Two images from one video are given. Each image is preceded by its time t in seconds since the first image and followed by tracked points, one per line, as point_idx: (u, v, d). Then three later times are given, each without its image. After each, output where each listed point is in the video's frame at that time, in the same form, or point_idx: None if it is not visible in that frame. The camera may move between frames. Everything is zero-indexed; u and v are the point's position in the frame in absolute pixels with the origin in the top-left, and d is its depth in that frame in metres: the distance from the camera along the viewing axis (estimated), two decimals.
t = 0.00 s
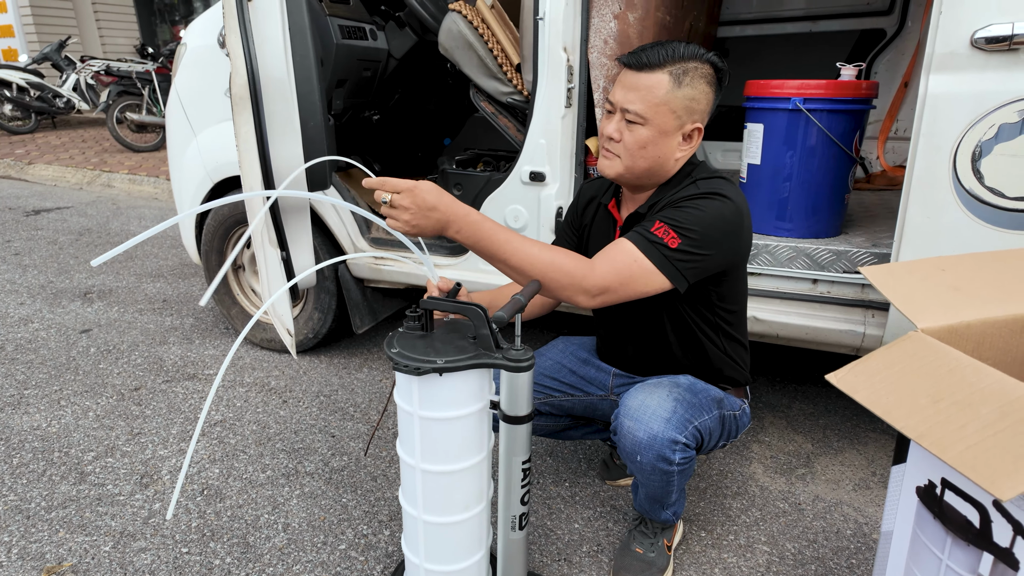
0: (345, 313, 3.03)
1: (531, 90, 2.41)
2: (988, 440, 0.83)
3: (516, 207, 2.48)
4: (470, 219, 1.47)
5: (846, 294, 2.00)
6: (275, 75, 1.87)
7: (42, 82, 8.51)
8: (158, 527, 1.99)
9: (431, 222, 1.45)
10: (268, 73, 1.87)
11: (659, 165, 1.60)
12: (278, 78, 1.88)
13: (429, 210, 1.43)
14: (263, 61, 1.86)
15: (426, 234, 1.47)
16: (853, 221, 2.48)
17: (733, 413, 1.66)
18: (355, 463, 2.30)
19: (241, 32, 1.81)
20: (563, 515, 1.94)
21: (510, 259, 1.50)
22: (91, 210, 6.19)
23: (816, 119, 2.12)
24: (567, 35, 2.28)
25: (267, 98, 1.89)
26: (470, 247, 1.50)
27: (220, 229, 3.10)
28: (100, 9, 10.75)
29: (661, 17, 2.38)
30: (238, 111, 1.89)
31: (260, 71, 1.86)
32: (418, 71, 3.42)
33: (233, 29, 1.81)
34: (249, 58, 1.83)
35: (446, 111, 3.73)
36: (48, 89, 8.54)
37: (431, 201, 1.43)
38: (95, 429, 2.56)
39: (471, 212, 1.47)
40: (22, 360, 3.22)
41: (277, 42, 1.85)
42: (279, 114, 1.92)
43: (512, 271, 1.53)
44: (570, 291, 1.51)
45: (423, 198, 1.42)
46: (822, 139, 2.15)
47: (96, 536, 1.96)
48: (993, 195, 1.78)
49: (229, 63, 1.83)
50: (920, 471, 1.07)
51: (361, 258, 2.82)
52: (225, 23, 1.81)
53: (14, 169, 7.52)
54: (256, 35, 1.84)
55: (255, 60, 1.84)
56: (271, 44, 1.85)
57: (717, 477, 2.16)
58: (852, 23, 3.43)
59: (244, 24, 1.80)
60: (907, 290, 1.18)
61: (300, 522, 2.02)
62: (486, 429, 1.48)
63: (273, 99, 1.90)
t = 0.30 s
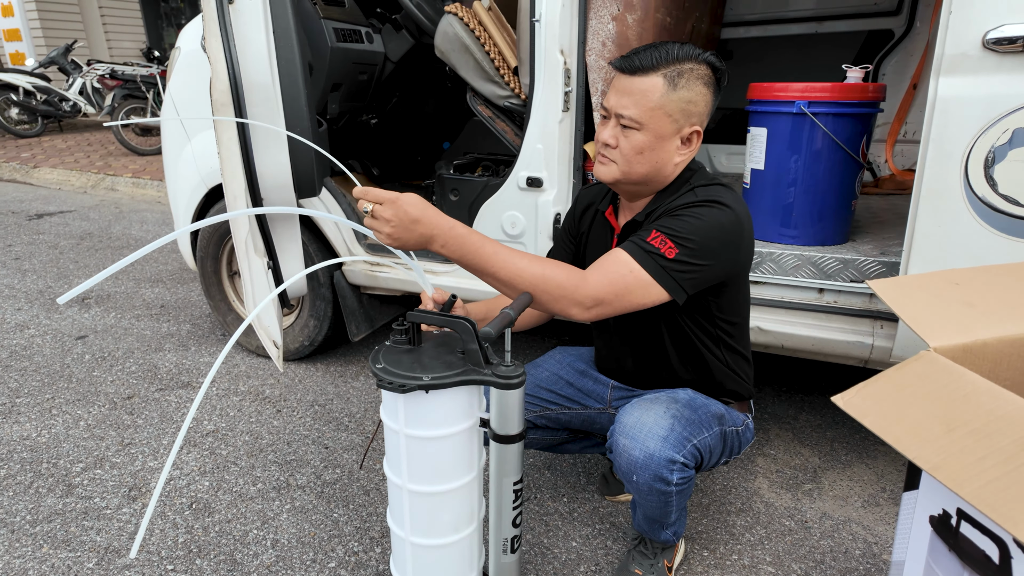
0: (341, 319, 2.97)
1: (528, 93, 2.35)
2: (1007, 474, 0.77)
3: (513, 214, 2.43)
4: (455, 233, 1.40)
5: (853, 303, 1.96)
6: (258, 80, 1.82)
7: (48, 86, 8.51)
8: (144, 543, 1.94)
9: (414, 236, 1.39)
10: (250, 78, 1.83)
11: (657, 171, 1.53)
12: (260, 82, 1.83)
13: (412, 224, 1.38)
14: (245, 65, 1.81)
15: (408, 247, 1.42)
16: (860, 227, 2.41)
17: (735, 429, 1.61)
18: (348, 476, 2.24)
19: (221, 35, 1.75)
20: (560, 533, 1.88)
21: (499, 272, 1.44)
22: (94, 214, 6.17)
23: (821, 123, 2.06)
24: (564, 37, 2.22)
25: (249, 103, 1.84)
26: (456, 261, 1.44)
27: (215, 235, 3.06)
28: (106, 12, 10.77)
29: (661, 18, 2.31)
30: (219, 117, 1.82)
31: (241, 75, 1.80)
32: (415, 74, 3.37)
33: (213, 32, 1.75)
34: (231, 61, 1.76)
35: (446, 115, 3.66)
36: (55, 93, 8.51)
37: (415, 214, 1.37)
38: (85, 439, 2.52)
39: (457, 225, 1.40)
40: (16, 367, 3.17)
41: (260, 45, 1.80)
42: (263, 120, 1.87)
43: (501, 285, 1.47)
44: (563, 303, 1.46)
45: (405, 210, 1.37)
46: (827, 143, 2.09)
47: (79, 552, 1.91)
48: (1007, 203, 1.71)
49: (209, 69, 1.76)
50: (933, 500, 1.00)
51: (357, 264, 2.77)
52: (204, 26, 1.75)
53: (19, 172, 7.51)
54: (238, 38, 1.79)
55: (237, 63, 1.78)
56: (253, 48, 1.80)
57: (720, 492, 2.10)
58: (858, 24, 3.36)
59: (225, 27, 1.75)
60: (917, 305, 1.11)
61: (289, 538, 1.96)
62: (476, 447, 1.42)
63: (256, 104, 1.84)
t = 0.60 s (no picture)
0: (368, 324, 2.89)
1: (569, 91, 2.23)
2: None
3: (549, 216, 2.31)
4: (489, 249, 1.28)
5: (922, 321, 1.86)
6: (285, 69, 1.75)
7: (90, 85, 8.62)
8: (159, 553, 1.86)
9: (446, 253, 1.27)
10: (276, 66, 1.75)
11: (717, 169, 1.44)
12: (287, 72, 1.76)
13: (445, 242, 1.25)
14: (272, 53, 1.74)
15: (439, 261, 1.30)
16: (923, 240, 2.25)
17: (795, 458, 1.51)
18: (371, 489, 2.14)
19: (249, 23, 1.66)
20: (596, 562, 1.76)
21: (535, 288, 1.32)
22: (128, 211, 6.20)
23: (889, 124, 1.93)
24: (609, 31, 2.11)
25: (277, 94, 1.77)
26: (491, 277, 1.32)
27: (243, 234, 2.99)
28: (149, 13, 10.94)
29: (713, 11, 2.17)
30: (243, 107, 1.70)
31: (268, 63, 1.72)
32: (450, 72, 3.28)
33: (239, 18, 1.66)
34: (258, 49, 1.68)
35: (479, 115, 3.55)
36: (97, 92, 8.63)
37: (448, 231, 1.24)
38: (105, 439, 2.45)
39: (490, 240, 1.28)
40: (42, 362, 3.13)
41: (288, 33, 1.73)
42: (290, 111, 1.80)
43: (539, 302, 1.35)
44: (605, 322, 1.33)
45: (439, 227, 1.24)
46: (893, 146, 1.97)
47: (92, 560, 1.84)
48: None
49: (235, 55, 1.65)
50: None
51: (386, 268, 2.67)
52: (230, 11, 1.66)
53: (59, 169, 7.61)
54: (265, 25, 1.71)
55: (264, 51, 1.70)
56: (281, 36, 1.73)
57: (770, 522, 2.01)
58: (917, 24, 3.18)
59: (252, 12, 1.66)
60: None
61: (308, 554, 1.86)
62: (511, 470, 1.31)
63: (281, 94, 1.78)
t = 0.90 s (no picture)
0: (384, 332, 2.74)
1: (603, 89, 2.07)
2: None
3: (577, 223, 2.15)
4: (515, 272, 1.14)
5: (995, 350, 1.73)
6: (298, 58, 1.60)
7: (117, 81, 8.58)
8: None
9: (466, 274, 1.14)
10: (288, 55, 1.59)
11: (778, 176, 1.30)
12: (300, 62, 1.60)
13: (465, 261, 1.11)
14: (283, 41, 1.58)
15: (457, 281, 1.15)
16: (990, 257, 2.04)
17: (856, 504, 1.36)
18: (381, 513, 2.00)
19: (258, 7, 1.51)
20: None
21: (567, 316, 1.17)
22: (149, 208, 6.12)
23: (961, 127, 1.92)
24: (651, 24, 1.95)
25: (287, 87, 1.61)
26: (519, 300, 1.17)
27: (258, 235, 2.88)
28: (176, 9, 10.93)
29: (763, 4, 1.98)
30: (249, 102, 1.56)
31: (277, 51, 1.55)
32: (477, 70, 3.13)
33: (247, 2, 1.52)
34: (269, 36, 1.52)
35: (504, 115, 3.39)
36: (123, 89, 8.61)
37: (469, 250, 1.10)
38: (106, 449, 2.33)
39: (518, 262, 1.14)
40: (49, 364, 3.03)
41: (303, 19, 1.58)
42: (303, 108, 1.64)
43: (573, 331, 1.20)
44: (647, 354, 1.18)
45: (459, 245, 1.10)
46: (965, 152, 1.95)
47: None
48: None
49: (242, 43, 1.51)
50: None
51: (403, 275, 2.53)
52: None
53: (83, 164, 7.57)
54: (277, 10, 1.56)
55: (274, 38, 1.54)
56: (294, 22, 1.58)
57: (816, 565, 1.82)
58: (977, 23, 2.97)
59: None
60: None
61: None
62: (536, 516, 1.15)
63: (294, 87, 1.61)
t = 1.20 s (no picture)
0: (377, 346, 2.66)
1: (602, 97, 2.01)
2: None
3: (576, 236, 2.07)
4: (499, 299, 1.14)
5: (1014, 372, 1.68)
6: (275, 64, 1.53)
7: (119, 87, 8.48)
8: None
9: (447, 302, 1.13)
10: (264, 61, 1.53)
11: (784, 195, 1.24)
12: (278, 68, 1.53)
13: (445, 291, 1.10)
14: (260, 48, 1.51)
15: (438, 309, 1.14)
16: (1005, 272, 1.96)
17: (869, 540, 1.31)
18: (368, 539, 1.91)
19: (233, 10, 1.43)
20: None
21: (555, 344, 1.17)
22: (147, 215, 6.03)
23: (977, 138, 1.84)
24: (652, 29, 1.87)
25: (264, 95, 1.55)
26: (503, 327, 1.17)
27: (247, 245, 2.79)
28: (179, 14, 10.86)
29: (770, 10, 1.91)
30: (223, 108, 1.48)
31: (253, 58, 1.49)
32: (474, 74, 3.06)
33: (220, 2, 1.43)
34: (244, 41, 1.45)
35: (503, 123, 3.29)
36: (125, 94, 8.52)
37: (449, 278, 1.09)
38: (87, 468, 2.25)
39: (501, 289, 1.14)
40: (34, 377, 2.93)
41: (281, 23, 1.51)
42: (282, 118, 1.58)
43: (565, 361, 1.20)
44: (644, 385, 1.18)
45: (439, 273, 1.08)
46: (981, 164, 1.88)
47: None
48: None
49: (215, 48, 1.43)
50: None
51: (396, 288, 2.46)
52: None
53: (82, 169, 7.46)
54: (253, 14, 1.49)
55: (250, 43, 1.48)
56: (272, 27, 1.50)
57: None
58: (989, 29, 2.89)
59: None
60: None
61: None
62: (524, 557, 1.10)
63: (272, 95, 1.55)
